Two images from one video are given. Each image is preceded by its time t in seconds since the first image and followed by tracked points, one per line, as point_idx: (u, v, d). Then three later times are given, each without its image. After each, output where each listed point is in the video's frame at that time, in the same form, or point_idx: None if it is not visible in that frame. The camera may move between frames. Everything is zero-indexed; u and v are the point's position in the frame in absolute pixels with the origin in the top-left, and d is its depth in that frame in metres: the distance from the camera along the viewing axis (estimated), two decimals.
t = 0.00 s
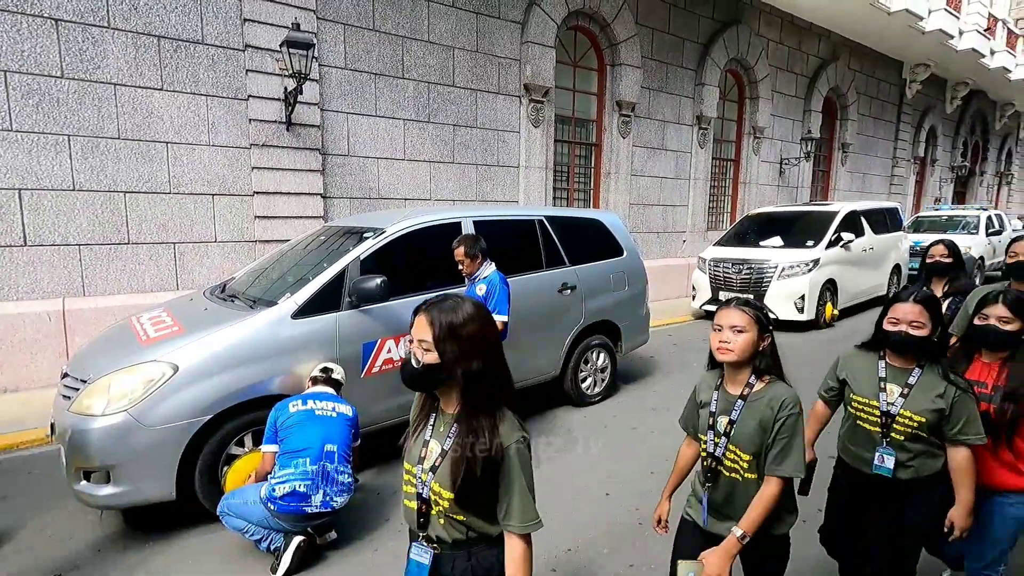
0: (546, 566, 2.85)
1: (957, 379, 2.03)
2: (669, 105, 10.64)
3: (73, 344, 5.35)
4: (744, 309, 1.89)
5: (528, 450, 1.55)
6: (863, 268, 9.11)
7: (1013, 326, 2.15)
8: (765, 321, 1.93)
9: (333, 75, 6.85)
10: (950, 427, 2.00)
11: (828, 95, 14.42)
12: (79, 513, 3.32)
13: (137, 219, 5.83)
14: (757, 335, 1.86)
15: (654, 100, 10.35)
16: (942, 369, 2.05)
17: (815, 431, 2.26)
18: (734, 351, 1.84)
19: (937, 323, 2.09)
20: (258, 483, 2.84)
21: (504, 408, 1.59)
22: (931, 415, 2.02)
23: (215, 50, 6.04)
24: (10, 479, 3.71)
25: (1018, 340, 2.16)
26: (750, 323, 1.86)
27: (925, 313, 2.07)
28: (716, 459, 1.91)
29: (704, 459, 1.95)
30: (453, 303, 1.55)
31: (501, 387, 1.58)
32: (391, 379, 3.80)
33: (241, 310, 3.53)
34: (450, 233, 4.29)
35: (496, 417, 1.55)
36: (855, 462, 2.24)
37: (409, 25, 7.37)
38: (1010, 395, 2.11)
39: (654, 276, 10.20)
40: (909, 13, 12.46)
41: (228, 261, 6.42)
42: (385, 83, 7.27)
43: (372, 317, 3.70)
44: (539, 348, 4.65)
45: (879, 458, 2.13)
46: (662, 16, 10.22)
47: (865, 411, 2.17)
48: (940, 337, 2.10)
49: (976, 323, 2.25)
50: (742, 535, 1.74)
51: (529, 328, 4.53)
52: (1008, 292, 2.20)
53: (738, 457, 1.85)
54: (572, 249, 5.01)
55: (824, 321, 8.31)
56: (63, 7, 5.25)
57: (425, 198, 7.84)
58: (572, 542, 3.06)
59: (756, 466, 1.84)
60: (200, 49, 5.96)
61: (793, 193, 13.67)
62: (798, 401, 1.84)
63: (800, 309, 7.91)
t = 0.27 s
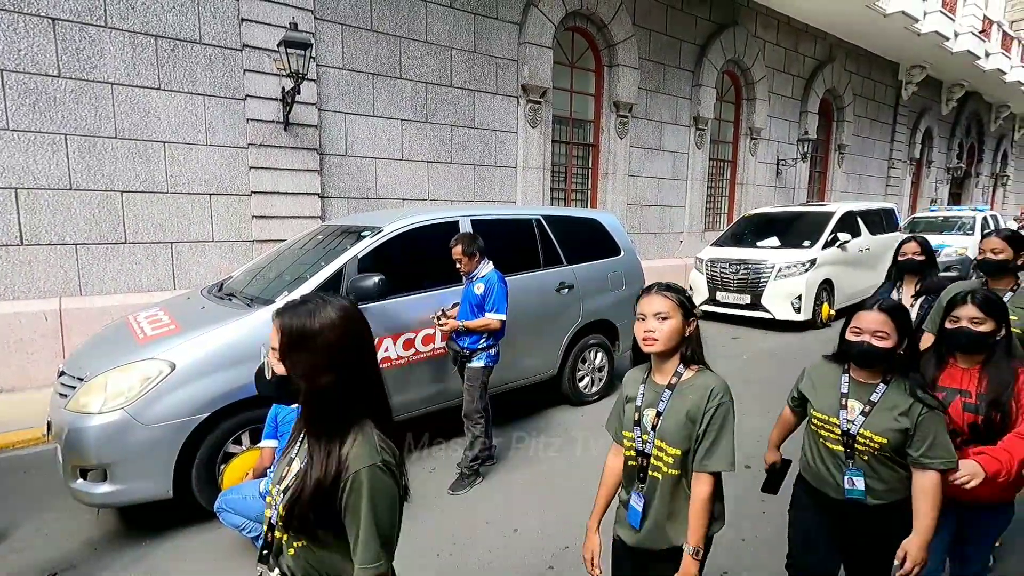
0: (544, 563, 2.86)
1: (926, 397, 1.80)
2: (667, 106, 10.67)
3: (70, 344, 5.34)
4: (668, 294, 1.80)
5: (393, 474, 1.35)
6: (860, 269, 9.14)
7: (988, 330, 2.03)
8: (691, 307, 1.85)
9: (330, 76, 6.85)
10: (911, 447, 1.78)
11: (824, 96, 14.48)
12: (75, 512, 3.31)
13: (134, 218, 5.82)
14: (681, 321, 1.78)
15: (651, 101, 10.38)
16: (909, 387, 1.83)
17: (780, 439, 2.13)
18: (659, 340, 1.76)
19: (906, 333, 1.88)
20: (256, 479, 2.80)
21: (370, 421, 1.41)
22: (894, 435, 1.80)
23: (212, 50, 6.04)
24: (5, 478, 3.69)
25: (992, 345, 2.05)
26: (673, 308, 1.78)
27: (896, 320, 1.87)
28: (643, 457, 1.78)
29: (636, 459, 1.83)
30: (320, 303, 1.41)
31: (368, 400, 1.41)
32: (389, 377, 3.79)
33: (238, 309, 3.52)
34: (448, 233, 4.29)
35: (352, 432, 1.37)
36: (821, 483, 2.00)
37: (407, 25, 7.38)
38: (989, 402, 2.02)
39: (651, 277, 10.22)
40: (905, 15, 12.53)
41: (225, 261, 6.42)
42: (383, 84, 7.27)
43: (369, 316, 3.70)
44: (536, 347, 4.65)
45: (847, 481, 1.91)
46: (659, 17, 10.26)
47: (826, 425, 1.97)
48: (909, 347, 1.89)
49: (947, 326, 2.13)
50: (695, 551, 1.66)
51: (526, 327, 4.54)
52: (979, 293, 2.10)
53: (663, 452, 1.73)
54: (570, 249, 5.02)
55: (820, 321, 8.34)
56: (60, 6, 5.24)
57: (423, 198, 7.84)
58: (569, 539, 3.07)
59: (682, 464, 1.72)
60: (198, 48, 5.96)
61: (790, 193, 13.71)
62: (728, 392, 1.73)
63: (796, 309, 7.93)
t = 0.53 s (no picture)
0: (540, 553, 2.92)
1: (863, 394, 1.77)
2: (663, 106, 10.74)
3: (69, 341, 5.37)
4: (580, 301, 1.74)
5: (233, 512, 1.06)
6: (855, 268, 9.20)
7: (937, 332, 1.96)
8: (604, 317, 1.78)
9: (328, 76, 6.89)
10: (852, 448, 1.74)
11: (820, 97, 14.57)
12: (76, 505, 3.34)
13: (133, 217, 5.85)
14: (593, 332, 1.72)
15: (647, 101, 10.45)
16: (845, 384, 1.80)
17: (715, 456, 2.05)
18: (565, 354, 1.69)
19: (838, 329, 1.85)
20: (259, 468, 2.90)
21: (210, 452, 1.11)
22: (829, 435, 1.76)
23: (211, 49, 6.08)
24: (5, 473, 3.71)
25: (946, 348, 1.95)
26: (583, 316, 1.72)
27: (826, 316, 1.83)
28: (552, 482, 1.73)
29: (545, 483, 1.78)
30: (152, 306, 1.12)
31: (209, 426, 1.12)
32: (387, 372, 3.84)
33: (238, 303, 3.56)
34: (445, 229, 4.34)
35: (186, 461, 1.09)
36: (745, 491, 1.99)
37: (404, 25, 7.42)
38: (941, 407, 1.90)
39: (648, 276, 10.28)
40: (899, 17, 12.62)
41: (224, 259, 6.45)
42: (381, 84, 7.32)
43: (368, 311, 3.74)
44: (533, 343, 4.69)
45: (755, 479, 1.91)
46: (655, 18, 10.33)
47: (759, 428, 1.92)
48: (843, 343, 1.85)
49: (899, 326, 2.05)
50: None
51: (523, 323, 4.58)
52: (932, 294, 2.03)
53: (570, 479, 1.68)
54: (566, 246, 5.07)
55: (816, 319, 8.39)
56: (60, 6, 5.27)
57: (420, 197, 7.88)
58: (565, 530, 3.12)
59: (589, 491, 1.67)
60: (197, 48, 5.99)
61: (786, 194, 13.79)
62: (638, 412, 1.67)
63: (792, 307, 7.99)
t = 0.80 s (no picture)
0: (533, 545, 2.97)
1: (799, 418, 1.58)
2: (657, 108, 10.83)
3: (64, 340, 5.37)
4: (474, 304, 1.63)
5: None
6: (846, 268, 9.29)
7: (878, 342, 1.79)
8: (501, 321, 1.66)
9: (324, 77, 6.93)
10: (795, 480, 1.55)
11: (812, 100, 14.72)
12: (72, 501, 3.36)
13: (129, 217, 5.87)
14: (487, 337, 1.60)
15: (641, 103, 10.54)
16: (779, 408, 1.60)
17: (646, 486, 1.80)
18: (452, 361, 1.58)
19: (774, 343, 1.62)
20: (254, 462, 2.91)
21: None
22: (761, 468, 1.55)
23: (207, 51, 6.11)
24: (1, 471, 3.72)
25: (888, 358, 1.80)
26: (477, 320, 1.60)
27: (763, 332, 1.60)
28: (431, 504, 1.64)
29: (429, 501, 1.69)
30: None
31: None
32: (383, 369, 3.88)
33: (234, 301, 3.59)
34: (440, 229, 4.38)
35: None
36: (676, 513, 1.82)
37: (400, 28, 7.48)
38: (875, 420, 1.77)
39: (642, 277, 10.35)
40: (890, 21, 12.78)
41: (220, 260, 6.47)
42: (376, 85, 7.36)
43: (363, 308, 3.78)
44: (527, 342, 4.74)
45: (687, 510, 1.70)
46: (649, 21, 10.43)
47: (687, 457, 1.69)
48: (778, 360, 1.63)
49: (841, 333, 1.89)
50: None
51: (517, 321, 4.63)
52: (878, 300, 1.84)
53: (444, 505, 1.57)
54: (560, 245, 5.12)
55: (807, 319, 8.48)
56: (57, 6, 5.30)
57: (415, 198, 7.93)
58: (558, 524, 3.17)
59: (464, 520, 1.55)
60: (193, 49, 6.03)
61: (778, 196, 13.91)
62: (525, 433, 1.53)
63: (784, 307, 8.07)
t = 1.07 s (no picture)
0: (529, 548, 2.96)
1: (734, 449, 1.42)
2: (650, 112, 10.88)
3: (54, 344, 5.32)
4: (336, 326, 1.42)
5: None
6: (838, 271, 9.36)
7: (812, 351, 1.74)
8: (370, 346, 1.46)
9: (318, 80, 6.93)
10: (717, 519, 1.40)
11: (803, 105, 14.84)
12: (63, 506, 3.33)
13: (121, 220, 5.83)
14: (350, 364, 1.40)
15: (635, 107, 10.59)
16: (715, 436, 1.44)
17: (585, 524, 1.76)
18: (306, 397, 1.37)
19: (706, 360, 1.49)
20: (247, 467, 2.89)
21: None
22: (688, 505, 1.41)
23: (201, 53, 6.09)
24: None
25: (820, 368, 1.74)
26: (338, 345, 1.39)
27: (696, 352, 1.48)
28: (291, 562, 1.40)
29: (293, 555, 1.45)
30: None
31: None
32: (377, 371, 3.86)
33: (228, 304, 3.57)
34: (435, 231, 4.38)
35: None
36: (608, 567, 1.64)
37: (394, 31, 7.49)
38: (800, 433, 1.70)
39: (635, 280, 10.38)
40: (879, 26, 12.92)
41: (213, 263, 6.44)
42: (370, 88, 7.36)
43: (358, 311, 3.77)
44: (521, 344, 4.74)
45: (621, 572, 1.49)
46: (642, 26, 10.49)
47: (610, 489, 1.57)
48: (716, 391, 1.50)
49: (775, 343, 1.84)
50: None
51: (512, 324, 4.63)
52: (808, 307, 1.78)
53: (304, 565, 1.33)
54: (554, 248, 5.13)
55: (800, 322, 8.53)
56: (48, 8, 5.27)
57: (409, 201, 7.92)
58: (553, 526, 3.17)
59: None
60: (186, 51, 6.01)
61: (770, 199, 14.00)
62: (390, 482, 1.29)
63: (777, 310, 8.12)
